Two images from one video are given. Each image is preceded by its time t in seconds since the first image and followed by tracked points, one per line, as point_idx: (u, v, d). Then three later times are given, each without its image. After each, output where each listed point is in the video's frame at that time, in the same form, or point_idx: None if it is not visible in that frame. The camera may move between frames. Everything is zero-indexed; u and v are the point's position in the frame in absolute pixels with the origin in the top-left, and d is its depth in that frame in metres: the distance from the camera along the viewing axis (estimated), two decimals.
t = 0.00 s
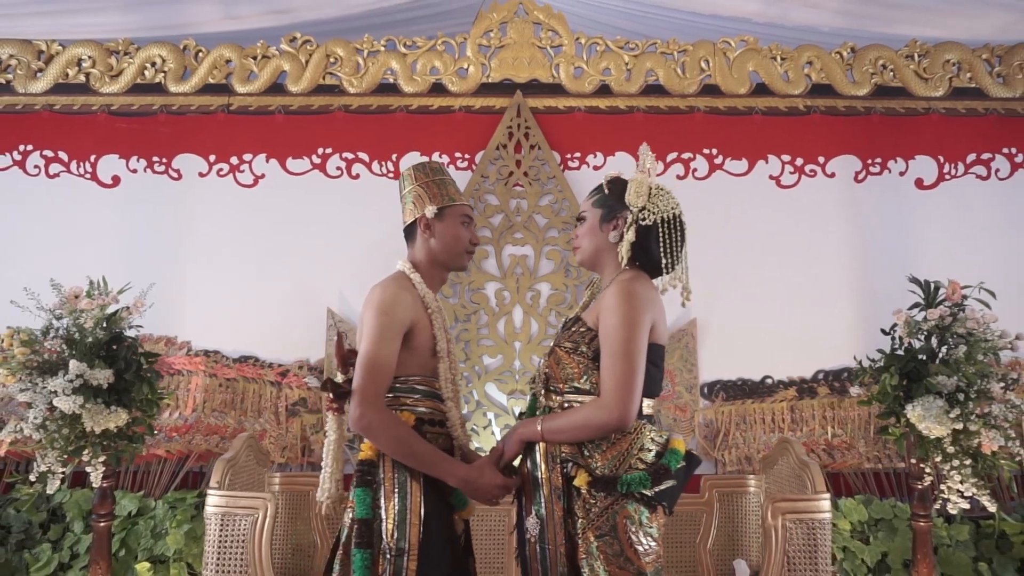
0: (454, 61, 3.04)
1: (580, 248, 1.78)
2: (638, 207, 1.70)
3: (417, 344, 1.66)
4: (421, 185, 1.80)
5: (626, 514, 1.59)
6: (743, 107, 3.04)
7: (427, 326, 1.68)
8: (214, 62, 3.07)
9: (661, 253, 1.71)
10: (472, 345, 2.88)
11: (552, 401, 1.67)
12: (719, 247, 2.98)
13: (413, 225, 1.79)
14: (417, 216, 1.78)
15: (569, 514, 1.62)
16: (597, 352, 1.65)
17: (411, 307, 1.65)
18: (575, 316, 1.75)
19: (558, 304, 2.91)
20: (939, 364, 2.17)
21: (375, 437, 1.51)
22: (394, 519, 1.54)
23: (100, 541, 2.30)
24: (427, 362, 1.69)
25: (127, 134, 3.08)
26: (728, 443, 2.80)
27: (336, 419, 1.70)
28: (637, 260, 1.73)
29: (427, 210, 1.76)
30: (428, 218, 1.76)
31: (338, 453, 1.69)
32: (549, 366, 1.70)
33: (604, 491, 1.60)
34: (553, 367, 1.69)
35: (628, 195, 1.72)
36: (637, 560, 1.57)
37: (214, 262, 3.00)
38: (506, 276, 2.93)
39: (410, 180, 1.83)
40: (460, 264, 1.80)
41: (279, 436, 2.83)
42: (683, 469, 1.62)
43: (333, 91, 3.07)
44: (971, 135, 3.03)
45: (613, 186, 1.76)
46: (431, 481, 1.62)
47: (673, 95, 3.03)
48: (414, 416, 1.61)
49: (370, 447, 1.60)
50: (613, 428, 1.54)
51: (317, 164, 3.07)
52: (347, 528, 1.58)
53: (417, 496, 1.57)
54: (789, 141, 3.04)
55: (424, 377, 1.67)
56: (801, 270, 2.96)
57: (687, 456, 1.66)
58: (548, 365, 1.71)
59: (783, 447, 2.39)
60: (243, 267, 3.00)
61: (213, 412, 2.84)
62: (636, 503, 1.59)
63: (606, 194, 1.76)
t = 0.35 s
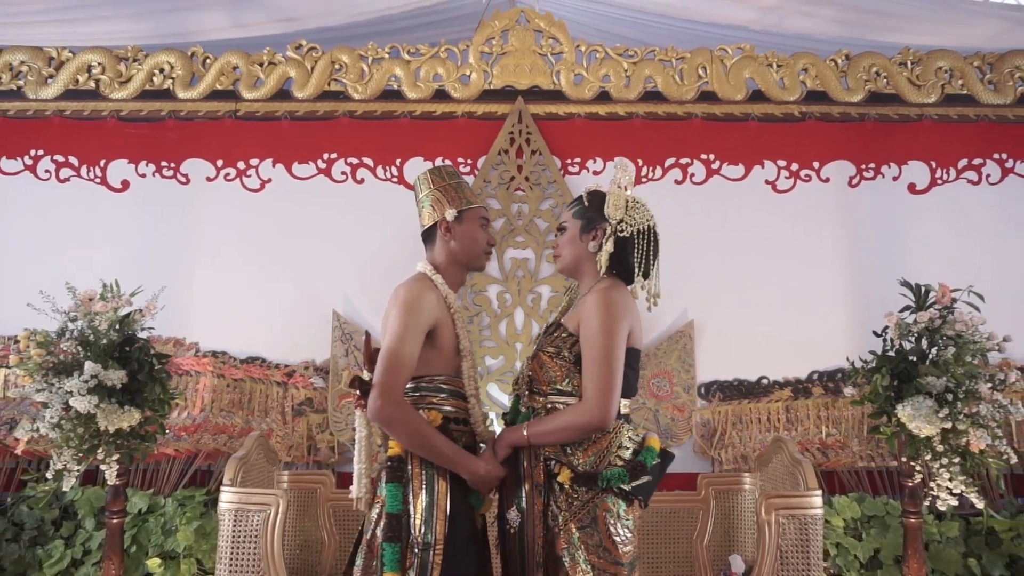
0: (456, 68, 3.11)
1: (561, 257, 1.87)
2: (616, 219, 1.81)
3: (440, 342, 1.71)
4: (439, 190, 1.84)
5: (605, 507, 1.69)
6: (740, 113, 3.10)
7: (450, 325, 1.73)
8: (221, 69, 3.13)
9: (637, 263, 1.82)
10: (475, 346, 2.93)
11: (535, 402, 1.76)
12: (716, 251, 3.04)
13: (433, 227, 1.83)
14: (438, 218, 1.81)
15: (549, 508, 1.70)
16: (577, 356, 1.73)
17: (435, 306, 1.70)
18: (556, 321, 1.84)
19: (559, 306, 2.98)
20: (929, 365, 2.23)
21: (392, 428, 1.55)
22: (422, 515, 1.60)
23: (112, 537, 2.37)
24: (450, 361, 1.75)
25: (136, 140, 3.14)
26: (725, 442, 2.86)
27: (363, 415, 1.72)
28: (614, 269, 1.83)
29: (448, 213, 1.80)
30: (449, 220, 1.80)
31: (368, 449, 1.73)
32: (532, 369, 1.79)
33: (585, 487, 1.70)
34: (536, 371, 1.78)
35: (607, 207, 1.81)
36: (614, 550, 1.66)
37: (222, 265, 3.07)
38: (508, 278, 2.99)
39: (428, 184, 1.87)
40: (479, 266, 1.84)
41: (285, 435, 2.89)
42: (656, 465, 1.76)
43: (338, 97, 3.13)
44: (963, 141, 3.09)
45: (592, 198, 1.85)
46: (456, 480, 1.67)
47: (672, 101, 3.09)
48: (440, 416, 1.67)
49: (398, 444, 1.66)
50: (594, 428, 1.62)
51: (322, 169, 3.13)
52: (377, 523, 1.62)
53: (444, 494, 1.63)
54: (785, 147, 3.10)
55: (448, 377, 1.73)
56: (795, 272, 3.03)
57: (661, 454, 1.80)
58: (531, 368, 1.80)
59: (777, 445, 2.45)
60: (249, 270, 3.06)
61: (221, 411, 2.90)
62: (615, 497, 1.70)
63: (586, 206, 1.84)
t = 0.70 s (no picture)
0: (458, 75, 3.16)
1: (550, 264, 1.93)
2: (604, 230, 1.90)
3: (456, 344, 1.76)
4: (449, 195, 1.89)
5: (593, 503, 1.78)
6: (736, 119, 3.17)
7: (465, 327, 1.78)
8: (228, 75, 3.19)
9: (623, 272, 1.91)
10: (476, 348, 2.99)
11: (529, 404, 1.83)
12: (713, 255, 3.11)
13: (445, 231, 1.87)
14: (451, 222, 1.86)
15: (541, 503, 1.81)
16: (569, 359, 1.81)
17: (452, 308, 1.75)
18: (546, 327, 1.91)
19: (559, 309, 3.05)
20: (919, 366, 2.30)
21: (410, 424, 1.61)
22: (442, 515, 1.66)
23: (124, 534, 2.45)
24: (465, 362, 1.79)
25: (145, 145, 3.21)
26: (721, 441, 2.93)
27: (381, 415, 1.74)
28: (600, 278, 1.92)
29: (462, 218, 1.86)
30: (463, 225, 1.86)
31: (386, 449, 1.76)
32: (525, 373, 1.86)
33: (575, 484, 1.79)
34: (529, 373, 1.85)
35: (596, 219, 1.90)
36: (599, 543, 1.76)
37: (229, 269, 3.13)
38: (509, 282, 3.05)
39: (436, 190, 1.91)
40: (488, 269, 1.90)
41: (292, 435, 2.96)
42: (643, 466, 1.83)
43: (342, 103, 3.19)
44: (954, 147, 3.16)
45: (581, 210, 1.92)
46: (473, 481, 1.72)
47: (669, 108, 3.16)
48: (458, 416, 1.73)
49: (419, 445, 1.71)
50: (591, 427, 1.70)
51: (326, 174, 3.19)
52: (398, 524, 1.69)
53: (461, 492, 1.68)
54: (780, 153, 3.17)
55: (463, 378, 1.78)
56: (789, 275, 3.09)
57: (648, 454, 1.88)
58: (525, 371, 1.87)
59: (771, 445, 2.52)
60: (256, 274, 3.13)
61: (228, 411, 2.97)
62: (602, 495, 1.79)
63: (575, 217, 1.91)
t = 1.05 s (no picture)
0: (460, 81, 3.23)
1: (543, 269, 1.99)
2: (596, 237, 1.98)
3: (470, 346, 1.83)
4: (459, 201, 1.95)
5: (586, 499, 1.84)
6: (732, 125, 3.23)
7: (478, 331, 1.85)
8: (233, 81, 3.25)
9: (612, 279, 2.00)
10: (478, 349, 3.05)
11: (524, 404, 1.90)
12: (710, 259, 3.17)
13: (455, 236, 1.93)
14: (462, 227, 1.92)
15: (538, 499, 1.86)
16: (563, 360, 1.88)
17: (466, 311, 1.82)
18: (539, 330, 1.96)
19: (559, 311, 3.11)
20: (909, 367, 2.36)
21: (430, 421, 1.68)
22: (459, 513, 1.75)
23: (134, 531, 2.51)
24: (476, 364, 1.85)
25: (152, 150, 3.27)
26: (717, 441, 2.99)
27: (395, 416, 1.85)
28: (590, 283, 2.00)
29: (474, 224, 1.92)
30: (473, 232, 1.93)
31: (395, 448, 1.84)
32: (520, 374, 1.93)
33: (569, 480, 1.85)
34: (524, 374, 1.92)
35: (588, 227, 1.97)
36: (591, 537, 1.82)
37: (233, 273, 3.19)
38: (509, 284, 3.11)
39: (445, 195, 1.97)
40: (494, 274, 1.97)
41: (297, 435, 3.02)
42: (633, 462, 1.91)
43: (346, 109, 3.25)
44: (946, 152, 3.22)
45: (573, 216, 1.98)
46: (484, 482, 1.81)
47: (667, 113, 3.22)
48: (474, 417, 1.80)
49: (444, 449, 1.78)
50: (595, 425, 1.74)
51: (330, 178, 3.25)
52: (417, 525, 1.75)
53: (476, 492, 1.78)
54: (775, 158, 3.23)
55: (476, 379, 1.84)
56: (784, 278, 3.16)
57: (637, 452, 1.94)
58: (519, 372, 1.94)
59: (764, 444, 2.58)
60: (262, 276, 3.19)
61: (234, 411, 3.03)
62: (594, 490, 1.85)
63: (567, 223, 1.97)
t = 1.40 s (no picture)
0: (460, 86, 3.27)
1: (534, 270, 2.04)
2: (586, 240, 2.03)
3: (474, 347, 1.89)
4: (459, 207, 2.00)
5: (581, 494, 1.90)
6: (728, 129, 3.29)
7: (482, 332, 1.92)
8: (237, 86, 3.30)
9: (602, 281, 2.05)
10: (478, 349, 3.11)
11: (516, 402, 1.94)
12: (706, 260, 3.23)
13: (458, 241, 1.98)
14: (464, 233, 1.98)
15: (535, 496, 1.91)
16: (554, 360, 1.92)
17: (473, 312, 1.88)
18: (530, 331, 2.01)
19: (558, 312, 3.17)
20: (899, 368, 2.42)
21: (445, 415, 1.73)
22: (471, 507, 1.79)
23: (142, 528, 2.57)
24: (480, 365, 1.91)
25: (157, 153, 3.32)
26: (713, 440, 3.05)
27: (403, 415, 1.89)
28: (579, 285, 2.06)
29: (475, 230, 1.98)
30: (475, 237, 1.98)
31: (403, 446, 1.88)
32: (512, 374, 1.97)
33: (563, 476, 1.89)
34: (515, 374, 1.96)
35: (578, 230, 2.03)
36: (587, 529, 1.88)
37: (238, 274, 3.24)
38: (509, 286, 3.16)
39: (447, 201, 2.03)
40: (495, 278, 2.03)
41: (301, 434, 3.07)
42: (623, 456, 1.96)
43: (348, 113, 3.30)
44: (938, 157, 3.28)
45: (563, 220, 2.04)
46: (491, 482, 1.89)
47: (664, 118, 3.27)
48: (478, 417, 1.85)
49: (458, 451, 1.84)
50: (591, 423, 1.78)
51: (333, 182, 3.31)
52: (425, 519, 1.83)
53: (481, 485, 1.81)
54: (770, 162, 3.29)
55: (477, 380, 1.89)
56: (779, 280, 3.21)
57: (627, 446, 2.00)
58: (511, 372, 1.98)
59: (758, 443, 2.64)
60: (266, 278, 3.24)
61: (239, 411, 3.08)
62: (588, 485, 1.91)
63: (558, 226, 2.03)
